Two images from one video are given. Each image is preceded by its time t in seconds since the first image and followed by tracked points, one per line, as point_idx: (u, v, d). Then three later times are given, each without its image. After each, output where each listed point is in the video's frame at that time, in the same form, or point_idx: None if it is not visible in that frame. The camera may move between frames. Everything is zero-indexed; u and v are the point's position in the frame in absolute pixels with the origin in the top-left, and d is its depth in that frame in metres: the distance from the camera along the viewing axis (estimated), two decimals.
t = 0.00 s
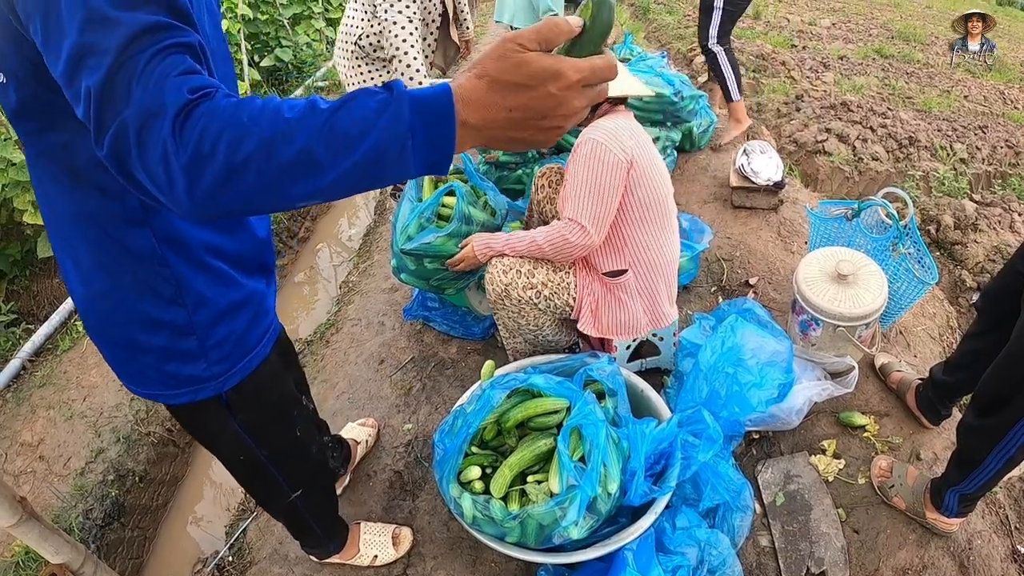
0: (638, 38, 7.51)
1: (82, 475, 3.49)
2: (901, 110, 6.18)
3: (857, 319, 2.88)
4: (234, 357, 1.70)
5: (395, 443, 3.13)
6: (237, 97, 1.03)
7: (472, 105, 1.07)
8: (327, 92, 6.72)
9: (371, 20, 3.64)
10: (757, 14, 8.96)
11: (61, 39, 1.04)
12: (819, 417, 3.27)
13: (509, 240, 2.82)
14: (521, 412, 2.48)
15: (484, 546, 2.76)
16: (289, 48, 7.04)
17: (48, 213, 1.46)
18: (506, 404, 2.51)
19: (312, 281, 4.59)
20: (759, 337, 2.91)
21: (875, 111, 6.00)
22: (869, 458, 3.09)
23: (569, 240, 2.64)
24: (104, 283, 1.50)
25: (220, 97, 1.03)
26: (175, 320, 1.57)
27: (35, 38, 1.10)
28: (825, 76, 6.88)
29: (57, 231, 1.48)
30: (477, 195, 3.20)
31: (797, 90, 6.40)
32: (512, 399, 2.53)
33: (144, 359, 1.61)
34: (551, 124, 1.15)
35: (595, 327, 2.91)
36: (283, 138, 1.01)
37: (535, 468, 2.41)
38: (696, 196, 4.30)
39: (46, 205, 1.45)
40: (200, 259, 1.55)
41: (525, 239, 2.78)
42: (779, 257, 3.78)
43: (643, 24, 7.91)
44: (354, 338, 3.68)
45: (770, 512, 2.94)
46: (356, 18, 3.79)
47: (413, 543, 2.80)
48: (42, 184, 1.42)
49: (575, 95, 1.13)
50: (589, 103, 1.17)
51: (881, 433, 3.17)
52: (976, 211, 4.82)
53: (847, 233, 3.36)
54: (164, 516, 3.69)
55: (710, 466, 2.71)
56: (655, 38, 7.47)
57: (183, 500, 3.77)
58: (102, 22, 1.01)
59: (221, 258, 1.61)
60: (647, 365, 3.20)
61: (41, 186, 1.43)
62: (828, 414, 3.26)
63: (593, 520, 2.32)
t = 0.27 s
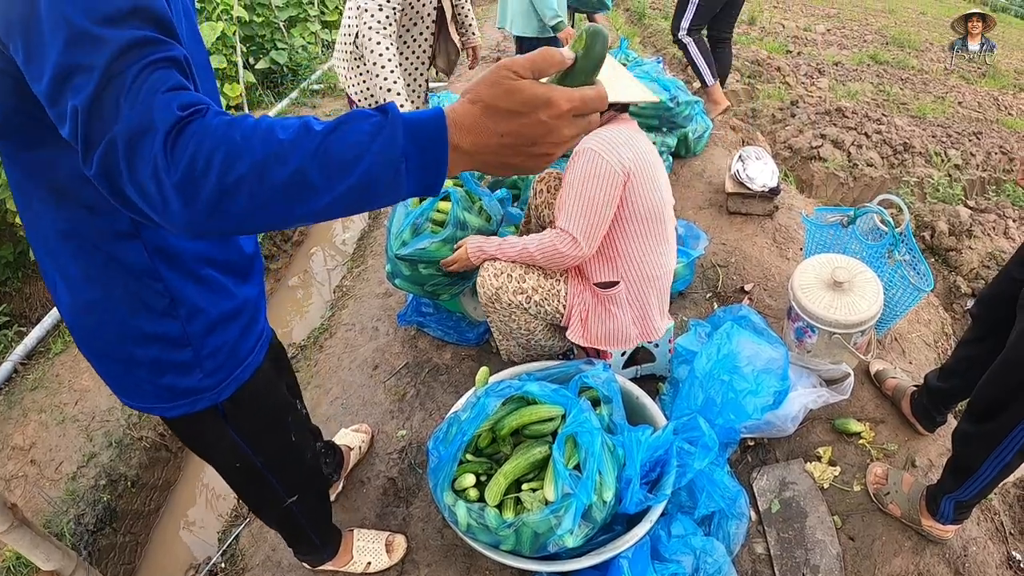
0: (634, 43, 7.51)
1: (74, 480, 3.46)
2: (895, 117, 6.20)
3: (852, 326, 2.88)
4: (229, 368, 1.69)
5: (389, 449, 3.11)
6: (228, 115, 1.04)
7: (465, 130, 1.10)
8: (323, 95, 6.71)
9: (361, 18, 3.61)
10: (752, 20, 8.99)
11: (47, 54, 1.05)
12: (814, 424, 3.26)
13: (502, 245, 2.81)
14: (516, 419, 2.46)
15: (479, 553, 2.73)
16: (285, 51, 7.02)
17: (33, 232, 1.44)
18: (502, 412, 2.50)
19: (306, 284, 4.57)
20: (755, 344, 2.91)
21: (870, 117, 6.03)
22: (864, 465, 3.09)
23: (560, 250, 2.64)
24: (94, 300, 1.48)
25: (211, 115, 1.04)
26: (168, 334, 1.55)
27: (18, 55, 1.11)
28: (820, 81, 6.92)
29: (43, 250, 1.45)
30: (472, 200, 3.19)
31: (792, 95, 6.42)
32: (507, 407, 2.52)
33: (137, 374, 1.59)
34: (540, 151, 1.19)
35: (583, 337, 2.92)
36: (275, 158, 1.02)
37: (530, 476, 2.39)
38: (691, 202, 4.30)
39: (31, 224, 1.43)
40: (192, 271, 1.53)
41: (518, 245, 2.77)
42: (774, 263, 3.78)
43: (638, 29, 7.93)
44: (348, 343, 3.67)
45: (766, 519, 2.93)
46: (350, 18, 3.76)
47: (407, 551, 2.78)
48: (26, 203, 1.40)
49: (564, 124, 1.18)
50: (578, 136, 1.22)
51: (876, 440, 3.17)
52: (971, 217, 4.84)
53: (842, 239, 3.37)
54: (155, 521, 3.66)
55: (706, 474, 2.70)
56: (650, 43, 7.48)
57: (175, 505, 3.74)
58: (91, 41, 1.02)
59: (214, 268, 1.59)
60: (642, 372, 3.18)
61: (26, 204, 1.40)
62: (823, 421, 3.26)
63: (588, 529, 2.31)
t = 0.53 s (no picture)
0: (629, 49, 7.52)
1: (67, 491, 3.43)
2: (890, 125, 6.23)
3: (850, 340, 2.88)
4: (234, 393, 1.68)
5: (385, 463, 3.10)
6: (240, 144, 1.02)
7: (476, 156, 1.10)
8: (318, 100, 6.68)
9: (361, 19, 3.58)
10: (746, 27, 9.02)
11: (42, 83, 1.01)
12: (811, 437, 3.27)
13: (503, 260, 2.80)
14: (515, 437, 2.45)
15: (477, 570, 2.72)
16: (280, 56, 7.01)
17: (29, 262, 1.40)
18: (501, 428, 2.49)
19: (300, 292, 4.55)
20: (752, 359, 2.92)
21: (865, 125, 6.07)
22: (860, 479, 3.10)
23: (560, 271, 2.64)
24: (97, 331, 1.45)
25: (223, 143, 1.01)
26: (174, 361, 1.54)
27: (8, 80, 1.06)
28: (815, 88, 6.99)
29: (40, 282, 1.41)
30: (469, 213, 3.19)
31: (786, 103, 6.45)
32: (506, 424, 2.51)
33: (143, 405, 1.57)
34: (545, 176, 1.18)
35: (579, 355, 2.92)
36: (293, 189, 1.01)
37: (529, 493, 2.39)
38: (687, 213, 4.31)
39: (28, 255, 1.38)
40: (196, 298, 1.52)
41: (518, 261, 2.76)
42: (770, 275, 3.78)
43: (633, 35, 7.96)
44: (343, 354, 3.66)
45: (763, 533, 2.93)
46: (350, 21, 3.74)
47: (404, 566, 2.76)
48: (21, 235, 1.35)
49: (569, 151, 1.16)
50: (583, 159, 1.20)
51: (872, 454, 3.18)
52: (965, 227, 4.86)
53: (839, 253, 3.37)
54: (150, 532, 3.63)
55: (704, 489, 2.70)
56: (645, 49, 7.49)
57: (169, 516, 3.72)
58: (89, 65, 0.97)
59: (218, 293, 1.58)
60: (639, 385, 3.20)
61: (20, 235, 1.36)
62: (820, 434, 3.27)
63: (588, 546, 2.31)
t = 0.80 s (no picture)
0: (624, 54, 7.48)
1: (57, 514, 3.33)
2: (886, 131, 6.20)
3: (850, 363, 2.84)
4: (223, 448, 1.65)
5: (379, 486, 3.05)
6: (228, 214, 1.03)
7: (473, 225, 1.14)
8: (310, 106, 6.60)
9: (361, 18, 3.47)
10: (741, 31, 8.99)
11: (14, 162, 0.98)
12: (810, 459, 3.24)
13: (503, 285, 2.75)
14: (511, 467, 2.40)
15: None
16: (272, 62, 6.95)
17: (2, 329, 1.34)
18: (497, 459, 2.44)
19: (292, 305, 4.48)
20: (752, 382, 2.88)
21: (861, 132, 6.04)
22: (859, 501, 3.06)
23: (563, 302, 2.60)
24: (79, 394, 1.41)
25: (210, 216, 1.02)
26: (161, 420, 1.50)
27: None
28: (810, 94, 6.97)
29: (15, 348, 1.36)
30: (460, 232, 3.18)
31: (782, 110, 6.41)
32: (502, 454, 2.45)
33: (129, 465, 1.53)
34: (540, 241, 1.24)
35: (576, 381, 2.88)
36: (285, 263, 1.02)
37: (525, 524, 2.35)
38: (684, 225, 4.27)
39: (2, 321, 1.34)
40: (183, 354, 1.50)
41: (518, 287, 2.72)
42: (768, 290, 3.74)
43: (627, 40, 7.92)
44: (336, 373, 3.60)
45: (761, 558, 2.89)
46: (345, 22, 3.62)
47: None
48: None
49: (565, 218, 1.22)
50: (579, 224, 1.25)
51: (871, 475, 3.15)
52: (962, 237, 4.82)
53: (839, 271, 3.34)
54: (140, 554, 3.56)
55: (702, 515, 2.56)
56: (640, 54, 7.44)
57: (160, 537, 3.65)
58: (64, 131, 0.96)
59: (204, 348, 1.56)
60: (636, 407, 3.17)
61: None
62: (819, 455, 3.24)
63: None
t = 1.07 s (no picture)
0: (621, 54, 7.39)
1: (47, 530, 3.13)
2: (886, 132, 6.14)
3: (861, 373, 2.77)
4: (219, 476, 1.59)
5: (377, 501, 2.95)
6: (224, 245, 0.99)
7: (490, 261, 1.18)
8: (302, 107, 6.48)
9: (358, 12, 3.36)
10: (737, 30, 8.91)
11: None
12: (819, 470, 3.17)
13: (507, 298, 2.66)
14: (514, 485, 2.32)
15: None
16: (264, 62, 6.83)
17: None
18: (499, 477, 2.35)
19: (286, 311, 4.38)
20: (761, 393, 2.81)
21: (861, 133, 5.98)
22: (869, 513, 2.99)
23: (572, 316, 2.52)
24: (65, 428, 1.33)
25: (208, 247, 0.98)
26: (155, 452, 1.43)
27: None
28: (809, 94, 6.91)
29: None
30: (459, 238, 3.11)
31: (781, 111, 6.34)
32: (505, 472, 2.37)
33: (121, 500, 1.46)
34: (546, 273, 1.32)
35: (579, 394, 2.81)
36: (287, 298, 0.98)
37: (529, 545, 2.28)
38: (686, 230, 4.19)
39: None
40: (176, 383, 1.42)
41: (523, 300, 2.64)
42: (773, 296, 3.67)
43: (624, 40, 7.83)
44: (331, 383, 3.51)
45: (770, 572, 2.81)
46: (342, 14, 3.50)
47: None
48: None
49: (572, 252, 1.33)
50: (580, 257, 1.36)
51: (881, 486, 3.08)
52: (966, 239, 4.75)
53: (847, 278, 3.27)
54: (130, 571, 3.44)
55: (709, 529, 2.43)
56: (637, 54, 7.35)
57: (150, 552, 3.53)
58: (40, 151, 0.90)
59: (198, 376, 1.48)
60: (641, 418, 3.08)
61: None
62: (827, 466, 3.17)
63: None
